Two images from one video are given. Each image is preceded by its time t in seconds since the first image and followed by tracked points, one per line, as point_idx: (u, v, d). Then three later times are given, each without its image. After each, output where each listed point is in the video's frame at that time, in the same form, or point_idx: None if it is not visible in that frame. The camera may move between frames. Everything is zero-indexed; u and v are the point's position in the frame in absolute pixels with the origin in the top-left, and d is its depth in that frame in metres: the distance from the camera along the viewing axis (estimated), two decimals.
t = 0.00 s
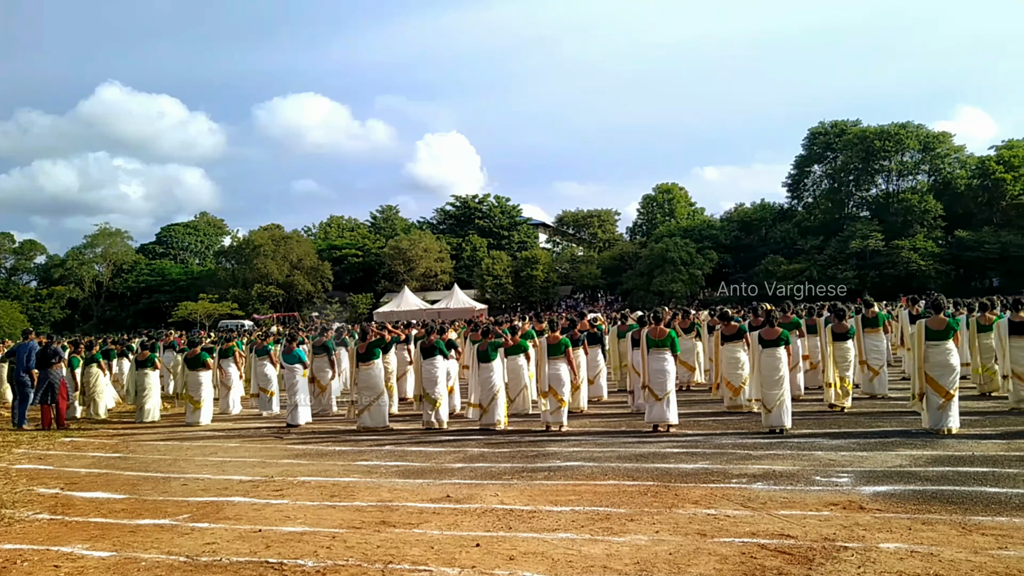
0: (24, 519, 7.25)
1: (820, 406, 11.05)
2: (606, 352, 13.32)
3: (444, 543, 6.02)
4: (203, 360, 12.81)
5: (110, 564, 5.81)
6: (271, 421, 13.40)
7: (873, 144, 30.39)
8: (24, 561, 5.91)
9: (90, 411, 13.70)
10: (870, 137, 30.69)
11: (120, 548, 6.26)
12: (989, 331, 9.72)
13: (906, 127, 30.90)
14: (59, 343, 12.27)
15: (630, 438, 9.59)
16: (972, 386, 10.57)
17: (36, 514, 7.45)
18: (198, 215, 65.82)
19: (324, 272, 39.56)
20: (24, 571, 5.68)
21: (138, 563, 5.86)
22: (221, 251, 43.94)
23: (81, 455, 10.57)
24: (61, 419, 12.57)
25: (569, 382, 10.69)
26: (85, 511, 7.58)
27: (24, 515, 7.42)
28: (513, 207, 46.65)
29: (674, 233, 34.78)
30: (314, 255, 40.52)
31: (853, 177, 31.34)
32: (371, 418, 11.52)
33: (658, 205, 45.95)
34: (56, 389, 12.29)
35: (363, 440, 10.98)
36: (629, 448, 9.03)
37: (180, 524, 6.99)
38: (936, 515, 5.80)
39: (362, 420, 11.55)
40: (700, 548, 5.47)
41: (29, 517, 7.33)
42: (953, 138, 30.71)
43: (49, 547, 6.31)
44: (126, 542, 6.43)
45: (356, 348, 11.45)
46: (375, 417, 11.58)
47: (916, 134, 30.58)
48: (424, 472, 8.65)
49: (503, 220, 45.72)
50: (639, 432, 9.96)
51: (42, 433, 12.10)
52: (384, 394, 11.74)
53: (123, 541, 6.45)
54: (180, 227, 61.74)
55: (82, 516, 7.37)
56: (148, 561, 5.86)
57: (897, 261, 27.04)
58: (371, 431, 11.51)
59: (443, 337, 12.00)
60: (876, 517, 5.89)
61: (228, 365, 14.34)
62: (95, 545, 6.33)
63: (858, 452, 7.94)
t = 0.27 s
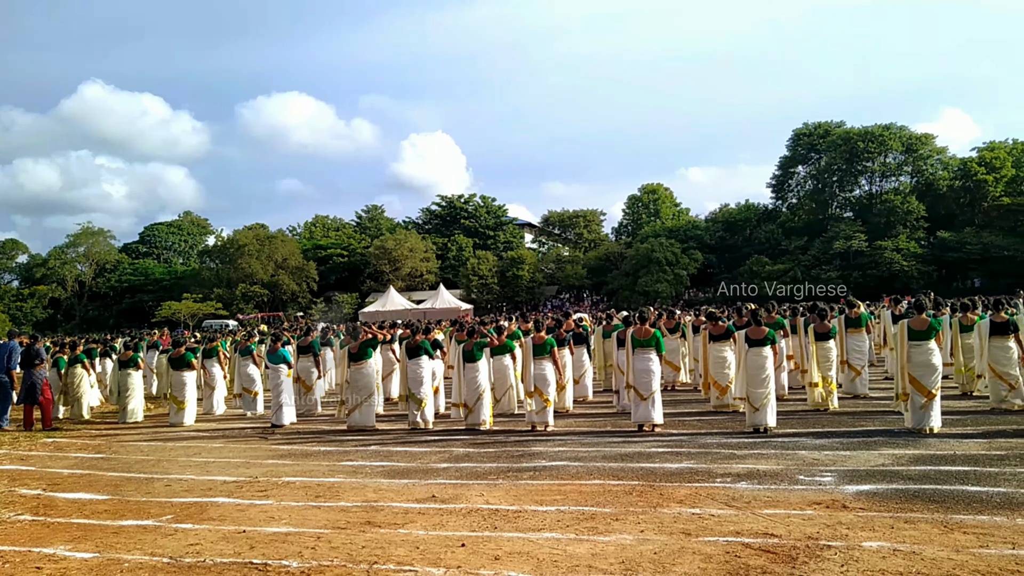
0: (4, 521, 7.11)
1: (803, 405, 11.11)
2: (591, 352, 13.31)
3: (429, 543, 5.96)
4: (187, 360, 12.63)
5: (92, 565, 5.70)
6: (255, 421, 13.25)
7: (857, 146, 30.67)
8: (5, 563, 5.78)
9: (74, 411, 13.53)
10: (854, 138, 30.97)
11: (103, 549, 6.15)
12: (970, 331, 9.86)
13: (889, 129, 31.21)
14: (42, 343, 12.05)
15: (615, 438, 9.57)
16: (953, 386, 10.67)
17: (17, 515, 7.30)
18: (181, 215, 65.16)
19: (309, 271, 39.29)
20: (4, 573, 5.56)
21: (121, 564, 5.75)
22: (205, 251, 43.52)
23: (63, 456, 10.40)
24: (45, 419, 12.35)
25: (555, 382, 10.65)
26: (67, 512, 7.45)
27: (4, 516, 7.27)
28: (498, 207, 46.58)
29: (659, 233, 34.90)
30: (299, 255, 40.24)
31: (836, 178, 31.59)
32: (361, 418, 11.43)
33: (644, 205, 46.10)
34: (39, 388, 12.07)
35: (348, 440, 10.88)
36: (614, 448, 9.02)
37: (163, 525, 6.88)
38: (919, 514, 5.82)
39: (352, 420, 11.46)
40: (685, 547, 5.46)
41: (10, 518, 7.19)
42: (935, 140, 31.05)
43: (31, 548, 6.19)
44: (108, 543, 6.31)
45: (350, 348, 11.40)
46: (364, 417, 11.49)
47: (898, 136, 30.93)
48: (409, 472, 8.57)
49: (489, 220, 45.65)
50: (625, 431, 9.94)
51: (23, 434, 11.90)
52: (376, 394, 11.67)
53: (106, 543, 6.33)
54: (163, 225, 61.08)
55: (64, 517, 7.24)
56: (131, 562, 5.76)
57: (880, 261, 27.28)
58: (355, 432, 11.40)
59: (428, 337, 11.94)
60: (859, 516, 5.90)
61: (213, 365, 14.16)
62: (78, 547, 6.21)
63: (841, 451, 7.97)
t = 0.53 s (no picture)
0: None
1: (787, 405, 11.14)
2: (576, 352, 13.27)
3: (414, 544, 5.88)
4: (171, 361, 12.39)
5: (73, 567, 5.58)
6: (239, 422, 13.08)
7: (840, 147, 30.91)
8: None
9: (56, 412, 13.38)
10: (838, 140, 31.22)
11: (84, 551, 6.02)
12: (953, 331, 9.89)
13: (871, 131, 31.50)
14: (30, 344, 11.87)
15: (600, 438, 9.55)
16: (934, 386, 10.75)
17: None
18: (164, 215, 64.43)
19: (293, 272, 38.97)
20: None
21: (102, 566, 5.62)
22: (188, 251, 43.05)
23: (44, 458, 10.19)
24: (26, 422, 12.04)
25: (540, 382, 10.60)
26: (49, 513, 7.29)
27: None
28: (484, 207, 46.49)
29: (644, 234, 35.00)
30: (283, 255, 39.91)
31: (820, 179, 31.81)
32: (351, 419, 11.38)
33: (629, 206, 46.23)
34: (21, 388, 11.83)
35: (332, 441, 10.77)
36: (599, 448, 8.98)
37: (145, 526, 6.75)
38: (900, 513, 5.83)
39: (342, 421, 11.41)
40: (669, 547, 5.42)
41: None
42: (917, 142, 31.38)
43: (10, 551, 6.04)
44: (90, 545, 6.18)
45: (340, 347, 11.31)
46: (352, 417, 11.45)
47: (881, 137, 31.23)
48: (393, 473, 8.49)
49: (474, 220, 45.54)
50: (611, 431, 9.91)
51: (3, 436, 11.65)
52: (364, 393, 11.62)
53: (87, 545, 6.19)
54: (145, 225, 60.34)
55: (45, 518, 7.09)
56: (113, 564, 5.64)
57: (863, 262, 27.50)
58: (338, 432, 11.31)
59: (413, 337, 11.84)
60: (842, 515, 5.90)
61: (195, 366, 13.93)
62: (59, 548, 6.08)
63: (825, 451, 7.99)
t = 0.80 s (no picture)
0: None
1: (769, 405, 11.18)
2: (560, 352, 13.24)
3: (397, 544, 5.81)
4: (151, 362, 12.17)
5: (52, 570, 5.45)
6: (220, 423, 12.91)
7: (822, 148, 31.17)
8: None
9: (36, 413, 13.09)
10: (820, 141, 31.48)
11: (63, 553, 5.88)
12: (933, 332, 9.88)
13: (853, 132, 31.79)
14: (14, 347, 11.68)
15: (583, 438, 9.52)
16: (914, 385, 10.85)
17: None
18: (144, 214, 63.60)
19: (275, 272, 38.60)
20: None
21: (81, 568, 5.50)
22: (169, 251, 42.50)
23: (21, 459, 9.98)
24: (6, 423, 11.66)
25: (523, 382, 10.56)
26: (26, 515, 7.13)
27: None
28: (467, 207, 46.37)
29: (628, 234, 35.10)
30: (266, 255, 39.56)
31: (802, 181, 32.06)
32: (337, 419, 11.28)
33: (612, 206, 46.36)
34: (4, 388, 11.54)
35: (315, 441, 10.64)
36: (582, 448, 8.95)
37: (126, 528, 6.62)
38: (882, 512, 5.85)
39: (328, 422, 11.30)
40: (652, 547, 5.40)
41: None
42: (898, 143, 31.73)
43: None
44: (69, 547, 6.04)
45: (323, 348, 11.21)
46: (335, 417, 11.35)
47: (863, 139, 31.53)
48: (376, 474, 8.40)
49: (458, 220, 45.40)
50: (596, 431, 9.88)
51: None
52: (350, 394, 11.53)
53: (66, 546, 6.05)
54: (125, 224, 59.52)
55: (23, 521, 6.93)
56: (92, 566, 5.52)
57: (844, 263, 27.75)
58: (321, 433, 11.19)
59: (397, 337, 11.75)
60: (824, 514, 5.91)
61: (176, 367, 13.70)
62: (37, 551, 5.94)
63: (806, 451, 8.01)
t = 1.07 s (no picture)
0: None
1: (750, 404, 11.22)
2: (542, 352, 13.20)
3: (378, 545, 5.73)
4: (129, 362, 11.94)
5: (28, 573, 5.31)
6: (200, 424, 12.71)
7: (802, 149, 31.44)
8: None
9: (13, 415, 12.88)
10: (800, 142, 31.74)
11: (40, 555, 5.74)
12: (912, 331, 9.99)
13: (833, 133, 32.10)
14: None
15: (565, 438, 9.48)
16: (893, 385, 10.94)
17: None
18: (123, 213, 62.71)
19: (256, 271, 38.21)
20: None
21: (58, 570, 5.36)
22: (147, 250, 41.93)
23: None
24: None
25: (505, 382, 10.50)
26: (2, 518, 6.94)
27: None
28: (449, 207, 46.22)
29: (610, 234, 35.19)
30: (246, 254, 39.17)
31: (782, 181, 32.30)
32: (317, 420, 11.11)
33: (594, 207, 46.47)
34: None
35: (296, 442, 10.50)
36: (565, 448, 8.90)
37: (104, 530, 6.47)
38: (862, 510, 5.86)
39: (308, 422, 11.14)
40: (634, 546, 5.37)
41: None
42: (877, 145, 32.10)
43: None
44: (46, 549, 5.90)
45: (305, 348, 11.08)
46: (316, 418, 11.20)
47: (842, 140, 31.85)
48: (357, 474, 8.30)
49: (440, 220, 45.23)
50: (579, 431, 9.84)
51: None
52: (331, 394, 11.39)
53: (43, 549, 5.91)
54: (103, 224, 58.63)
55: None
56: (70, 569, 5.39)
57: (824, 263, 27.99)
58: (301, 434, 11.06)
59: (379, 337, 11.65)
60: (804, 513, 5.92)
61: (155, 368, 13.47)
62: (13, 554, 5.79)
63: (787, 450, 8.03)
